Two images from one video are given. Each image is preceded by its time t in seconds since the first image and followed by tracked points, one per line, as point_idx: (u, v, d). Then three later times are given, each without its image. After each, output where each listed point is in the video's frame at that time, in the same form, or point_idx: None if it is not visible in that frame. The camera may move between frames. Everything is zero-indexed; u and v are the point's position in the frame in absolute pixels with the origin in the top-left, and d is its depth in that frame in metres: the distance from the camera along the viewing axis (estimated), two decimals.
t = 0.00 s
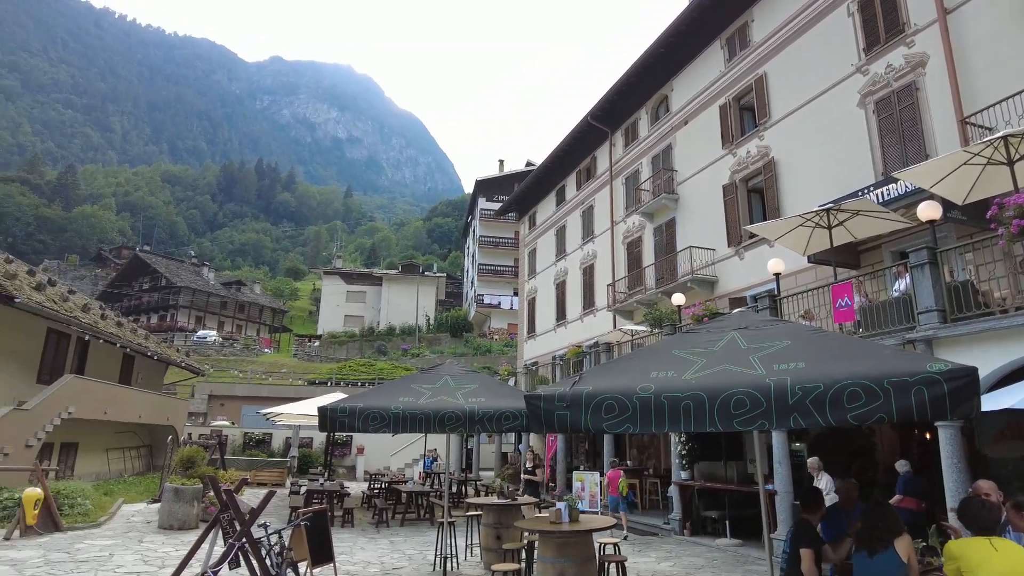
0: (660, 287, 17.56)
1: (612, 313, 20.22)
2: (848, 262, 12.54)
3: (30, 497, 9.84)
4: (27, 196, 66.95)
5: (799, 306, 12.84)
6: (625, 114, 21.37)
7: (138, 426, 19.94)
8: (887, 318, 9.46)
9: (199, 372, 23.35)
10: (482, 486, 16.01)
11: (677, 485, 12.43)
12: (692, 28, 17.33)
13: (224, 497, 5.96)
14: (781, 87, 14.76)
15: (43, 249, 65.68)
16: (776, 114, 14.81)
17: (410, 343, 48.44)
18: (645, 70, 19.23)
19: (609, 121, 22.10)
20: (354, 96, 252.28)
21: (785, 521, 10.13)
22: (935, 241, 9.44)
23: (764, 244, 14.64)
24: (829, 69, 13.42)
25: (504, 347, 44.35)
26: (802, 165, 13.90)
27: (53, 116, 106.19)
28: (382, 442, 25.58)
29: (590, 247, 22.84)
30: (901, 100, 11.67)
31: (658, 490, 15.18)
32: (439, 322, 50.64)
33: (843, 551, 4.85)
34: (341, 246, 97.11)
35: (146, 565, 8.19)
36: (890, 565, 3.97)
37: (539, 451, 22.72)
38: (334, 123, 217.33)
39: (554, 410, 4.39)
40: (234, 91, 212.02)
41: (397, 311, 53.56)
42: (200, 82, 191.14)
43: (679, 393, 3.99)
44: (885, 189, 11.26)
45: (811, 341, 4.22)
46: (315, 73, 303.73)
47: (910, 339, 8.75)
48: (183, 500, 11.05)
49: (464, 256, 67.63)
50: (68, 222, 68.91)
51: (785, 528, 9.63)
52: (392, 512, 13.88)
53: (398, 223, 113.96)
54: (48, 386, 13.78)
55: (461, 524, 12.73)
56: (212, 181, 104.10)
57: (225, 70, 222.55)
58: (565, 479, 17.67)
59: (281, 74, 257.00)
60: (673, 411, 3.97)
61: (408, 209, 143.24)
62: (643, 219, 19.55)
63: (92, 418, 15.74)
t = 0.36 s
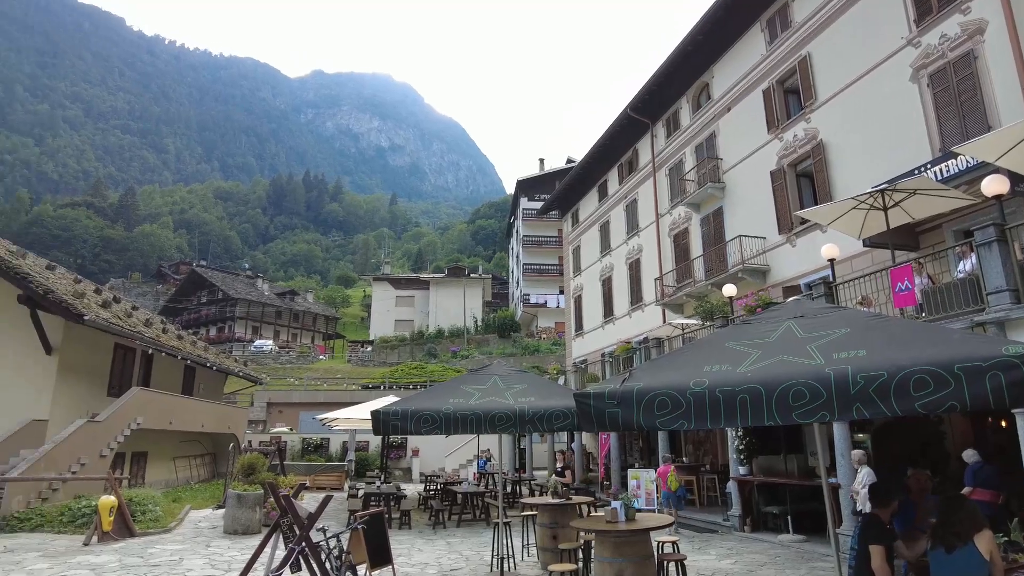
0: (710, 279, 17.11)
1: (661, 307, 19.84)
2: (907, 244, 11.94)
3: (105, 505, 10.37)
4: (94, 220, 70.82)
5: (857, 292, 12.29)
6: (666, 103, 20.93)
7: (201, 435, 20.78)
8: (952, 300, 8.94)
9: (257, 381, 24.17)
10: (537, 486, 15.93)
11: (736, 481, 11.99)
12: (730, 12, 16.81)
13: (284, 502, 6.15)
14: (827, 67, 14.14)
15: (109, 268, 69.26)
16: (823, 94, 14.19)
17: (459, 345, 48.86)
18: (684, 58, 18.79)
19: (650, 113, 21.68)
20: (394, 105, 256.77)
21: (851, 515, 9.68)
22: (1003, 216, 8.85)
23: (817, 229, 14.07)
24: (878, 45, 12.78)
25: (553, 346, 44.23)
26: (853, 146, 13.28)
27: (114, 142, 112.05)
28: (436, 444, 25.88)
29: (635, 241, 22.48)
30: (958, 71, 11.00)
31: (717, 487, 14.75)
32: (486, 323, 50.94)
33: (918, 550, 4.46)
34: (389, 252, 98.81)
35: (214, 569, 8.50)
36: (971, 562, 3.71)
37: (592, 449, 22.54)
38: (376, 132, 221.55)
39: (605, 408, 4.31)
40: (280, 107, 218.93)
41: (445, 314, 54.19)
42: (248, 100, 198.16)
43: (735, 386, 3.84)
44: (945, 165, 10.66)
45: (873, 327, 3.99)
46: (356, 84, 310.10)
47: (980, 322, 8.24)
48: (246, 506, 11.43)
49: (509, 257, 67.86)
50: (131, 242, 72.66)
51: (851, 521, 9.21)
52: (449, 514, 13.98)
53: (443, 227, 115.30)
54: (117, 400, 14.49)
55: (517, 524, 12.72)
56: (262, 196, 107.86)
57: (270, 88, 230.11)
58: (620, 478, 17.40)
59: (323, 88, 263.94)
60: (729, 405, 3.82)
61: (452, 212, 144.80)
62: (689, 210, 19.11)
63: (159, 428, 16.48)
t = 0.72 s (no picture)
0: (757, 274, 16.62)
1: (707, 304, 19.40)
2: (967, 232, 11.29)
3: (163, 505, 10.79)
4: (151, 230, 74.03)
5: (913, 284, 11.73)
6: (708, 96, 20.44)
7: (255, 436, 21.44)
8: (1018, 290, 8.40)
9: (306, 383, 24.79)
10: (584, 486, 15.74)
11: (788, 480, 11.58)
12: None
13: (332, 501, 6.27)
14: (875, 50, 13.53)
15: (164, 277, 72.38)
16: (871, 79, 13.59)
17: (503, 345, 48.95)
18: (724, 48, 18.32)
19: (691, 105, 21.20)
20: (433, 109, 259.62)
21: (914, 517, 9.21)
22: None
23: (869, 219, 13.47)
24: (930, 24, 12.15)
25: (596, 344, 43.87)
26: (904, 132, 12.66)
27: (168, 156, 116.99)
28: (482, 444, 25.99)
29: (679, 237, 22.05)
30: (1019, 48, 10.35)
31: (769, 486, 14.30)
32: (529, 323, 50.89)
33: (989, 552, 4.34)
34: (431, 255, 99.89)
35: (268, 567, 8.73)
36: None
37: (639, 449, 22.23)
38: (417, 136, 224.40)
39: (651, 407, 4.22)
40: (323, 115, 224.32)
41: (488, 314, 54.45)
42: (292, 110, 203.76)
43: (786, 382, 3.70)
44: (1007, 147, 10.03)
45: (933, 318, 3.76)
46: (396, 89, 314.78)
47: None
48: (297, 506, 11.73)
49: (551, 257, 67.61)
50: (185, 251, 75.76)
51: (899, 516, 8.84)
52: (496, 513, 14.00)
53: (484, 228, 115.88)
54: (173, 403, 15.07)
55: (564, 525, 12.64)
56: (308, 203, 110.74)
57: (313, 98, 236.10)
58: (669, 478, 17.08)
59: (364, 95, 269.02)
60: (780, 402, 3.67)
61: (493, 214, 145.33)
62: (734, 204, 18.62)
63: (213, 431, 17.07)
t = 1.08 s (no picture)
0: (821, 268, 15.97)
1: (769, 300, 18.77)
2: None
3: (235, 502, 11.40)
4: (218, 239, 77.72)
5: (993, 274, 11.00)
6: (765, 85, 19.79)
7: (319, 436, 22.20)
8: None
9: (367, 384, 25.47)
10: (644, 486, 15.46)
11: (859, 482, 11.07)
12: None
13: (394, 499, 6.46)
14: (945, 29, 12.76)
15: (232, 283, 75.93)
16: (941, 60, 12.83)
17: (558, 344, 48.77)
18: (780, 36, 17.71)
19: (747, 96, 20.59)
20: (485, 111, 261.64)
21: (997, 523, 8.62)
22: None
23: (942, 208, 12.72)
24: None
25: (654, 343, 43.12)
26: (979, 115, 11.89)
27: (233, 168, 122.54)
28: (539, 444, 26.00)
29: (738, 232, 21.43)
30: None
31: (837, 488, 13.68)
32: (584, 322, 50.54)
33: None
34: (485, 256, 100.71)
35: (333, 564, 9.06)
36: None
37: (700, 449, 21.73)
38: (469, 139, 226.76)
39: (714, 406, 4.17)
40: (377, 122, 229.81)
41: (543, 314, 54.43)
42: (348, 119, 209.65)
43: (857, 379, 3.57)
44: None
45: (1017, 311, 3.54)
46: (448, 94, 318.89)
47: None
48: (360, 504, 12.10)
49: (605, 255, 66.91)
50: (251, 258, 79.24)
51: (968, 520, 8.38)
52: (555, 513, 13.99)
53: (537, 228, 115.84)
54: (242, 405, 15.82)
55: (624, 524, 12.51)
56: (365, 208, 113.77)
57: (368, 106, 242.20)
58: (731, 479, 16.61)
59: (417, 101, 273.97)
60: (851, 400, 3.55)
61: (546, 213, 145.16)
62: (795, 196, 17.94)
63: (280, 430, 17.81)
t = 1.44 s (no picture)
0: (894, 260, 15.17)
1: (838, 293, 17.97)
2: None
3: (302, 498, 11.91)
4: (285, 243, 81.05)
5: None
6: (830, 71, 18.94)
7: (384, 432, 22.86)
8: None
9: (429, 382, 26.00)
10: (710, 486, 15.05)
11: (940, 483, 10.46)
12: None
13: (458, 496, 6.61)
14: None
15: (299, 285, 79.10)
16: None
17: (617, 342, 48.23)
18: (845, 19, 16.91)
19: (810, 82, 19.77)
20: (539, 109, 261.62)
21: None
22: None
23: None
24: None
25: (717, 340, 41.98)
26: None
27: (298, 174, 127.40)
28: (600, 442, 25.85)
29: (804, 223, 20.60)
30: None
31: (915, 490, 12.97)
32: (644, 319, 49.77)
33: None
34: (542, 254, 100.70)
35: (398, 559, 9.35)
36: None
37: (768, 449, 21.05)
38: (524, 137, 227.13)
39: (785, 403, 4.08)
40: (434, 124, 233.47)
41: (601, 312, 53.97)
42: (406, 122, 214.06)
43: (940, 375, 3.42)
44: None
45: None
46: (503, 93, 320.69)
47: None
48: (424, 500, 12.42)
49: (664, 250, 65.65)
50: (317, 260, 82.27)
51: (1013, 518, 7.89)
52: (618, 512, 13.91)
53: (594, 225, 114.91)
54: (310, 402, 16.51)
55: (687, 525, 12.30)
56: (423, 209, 116.02)
57: (424, 108, 246.78)
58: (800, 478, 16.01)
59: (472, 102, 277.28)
60: (933, 397, 3.40)
61: (603, 210, 143.79)
62: (865, 184, 17.09)
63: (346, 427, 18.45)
